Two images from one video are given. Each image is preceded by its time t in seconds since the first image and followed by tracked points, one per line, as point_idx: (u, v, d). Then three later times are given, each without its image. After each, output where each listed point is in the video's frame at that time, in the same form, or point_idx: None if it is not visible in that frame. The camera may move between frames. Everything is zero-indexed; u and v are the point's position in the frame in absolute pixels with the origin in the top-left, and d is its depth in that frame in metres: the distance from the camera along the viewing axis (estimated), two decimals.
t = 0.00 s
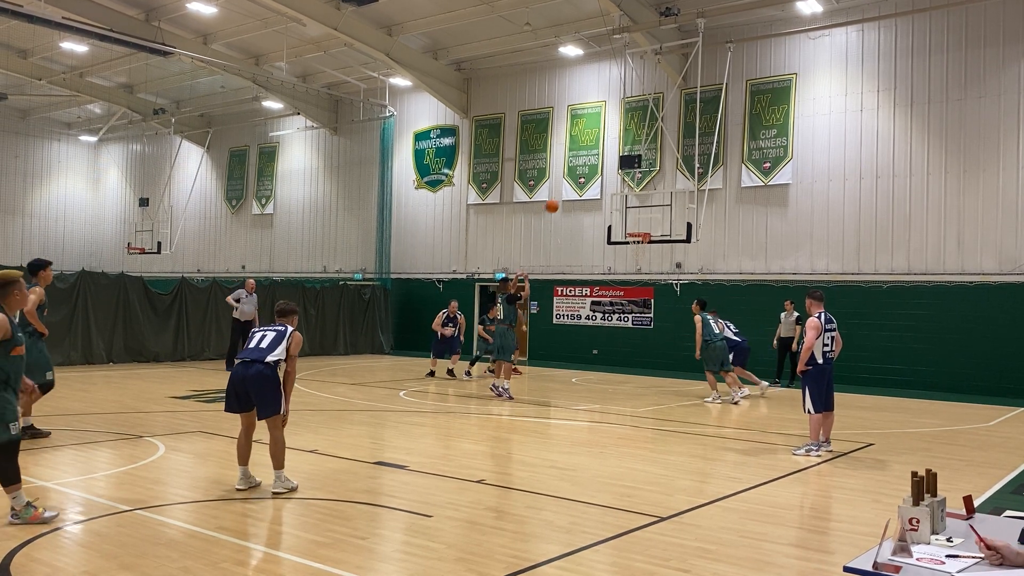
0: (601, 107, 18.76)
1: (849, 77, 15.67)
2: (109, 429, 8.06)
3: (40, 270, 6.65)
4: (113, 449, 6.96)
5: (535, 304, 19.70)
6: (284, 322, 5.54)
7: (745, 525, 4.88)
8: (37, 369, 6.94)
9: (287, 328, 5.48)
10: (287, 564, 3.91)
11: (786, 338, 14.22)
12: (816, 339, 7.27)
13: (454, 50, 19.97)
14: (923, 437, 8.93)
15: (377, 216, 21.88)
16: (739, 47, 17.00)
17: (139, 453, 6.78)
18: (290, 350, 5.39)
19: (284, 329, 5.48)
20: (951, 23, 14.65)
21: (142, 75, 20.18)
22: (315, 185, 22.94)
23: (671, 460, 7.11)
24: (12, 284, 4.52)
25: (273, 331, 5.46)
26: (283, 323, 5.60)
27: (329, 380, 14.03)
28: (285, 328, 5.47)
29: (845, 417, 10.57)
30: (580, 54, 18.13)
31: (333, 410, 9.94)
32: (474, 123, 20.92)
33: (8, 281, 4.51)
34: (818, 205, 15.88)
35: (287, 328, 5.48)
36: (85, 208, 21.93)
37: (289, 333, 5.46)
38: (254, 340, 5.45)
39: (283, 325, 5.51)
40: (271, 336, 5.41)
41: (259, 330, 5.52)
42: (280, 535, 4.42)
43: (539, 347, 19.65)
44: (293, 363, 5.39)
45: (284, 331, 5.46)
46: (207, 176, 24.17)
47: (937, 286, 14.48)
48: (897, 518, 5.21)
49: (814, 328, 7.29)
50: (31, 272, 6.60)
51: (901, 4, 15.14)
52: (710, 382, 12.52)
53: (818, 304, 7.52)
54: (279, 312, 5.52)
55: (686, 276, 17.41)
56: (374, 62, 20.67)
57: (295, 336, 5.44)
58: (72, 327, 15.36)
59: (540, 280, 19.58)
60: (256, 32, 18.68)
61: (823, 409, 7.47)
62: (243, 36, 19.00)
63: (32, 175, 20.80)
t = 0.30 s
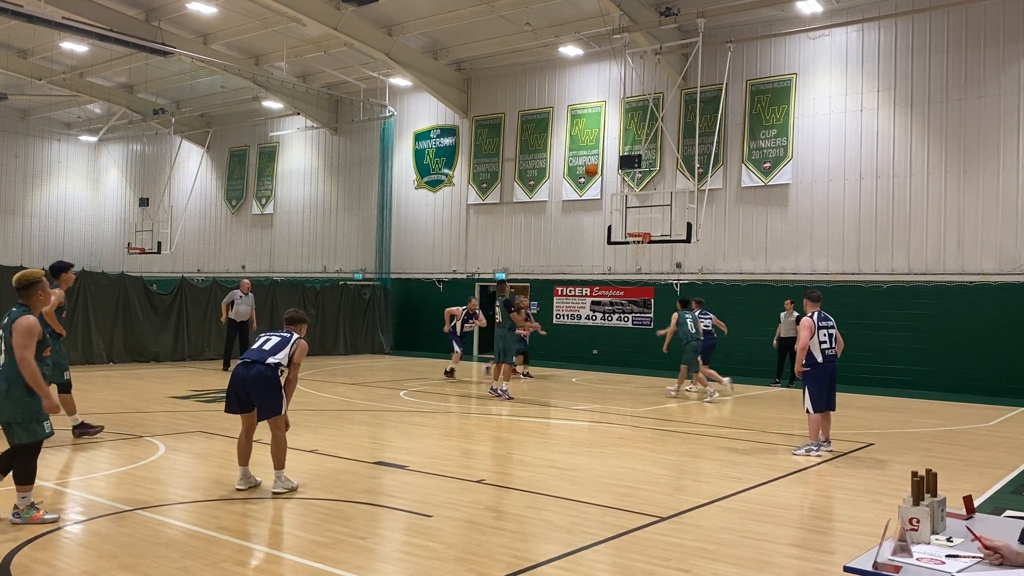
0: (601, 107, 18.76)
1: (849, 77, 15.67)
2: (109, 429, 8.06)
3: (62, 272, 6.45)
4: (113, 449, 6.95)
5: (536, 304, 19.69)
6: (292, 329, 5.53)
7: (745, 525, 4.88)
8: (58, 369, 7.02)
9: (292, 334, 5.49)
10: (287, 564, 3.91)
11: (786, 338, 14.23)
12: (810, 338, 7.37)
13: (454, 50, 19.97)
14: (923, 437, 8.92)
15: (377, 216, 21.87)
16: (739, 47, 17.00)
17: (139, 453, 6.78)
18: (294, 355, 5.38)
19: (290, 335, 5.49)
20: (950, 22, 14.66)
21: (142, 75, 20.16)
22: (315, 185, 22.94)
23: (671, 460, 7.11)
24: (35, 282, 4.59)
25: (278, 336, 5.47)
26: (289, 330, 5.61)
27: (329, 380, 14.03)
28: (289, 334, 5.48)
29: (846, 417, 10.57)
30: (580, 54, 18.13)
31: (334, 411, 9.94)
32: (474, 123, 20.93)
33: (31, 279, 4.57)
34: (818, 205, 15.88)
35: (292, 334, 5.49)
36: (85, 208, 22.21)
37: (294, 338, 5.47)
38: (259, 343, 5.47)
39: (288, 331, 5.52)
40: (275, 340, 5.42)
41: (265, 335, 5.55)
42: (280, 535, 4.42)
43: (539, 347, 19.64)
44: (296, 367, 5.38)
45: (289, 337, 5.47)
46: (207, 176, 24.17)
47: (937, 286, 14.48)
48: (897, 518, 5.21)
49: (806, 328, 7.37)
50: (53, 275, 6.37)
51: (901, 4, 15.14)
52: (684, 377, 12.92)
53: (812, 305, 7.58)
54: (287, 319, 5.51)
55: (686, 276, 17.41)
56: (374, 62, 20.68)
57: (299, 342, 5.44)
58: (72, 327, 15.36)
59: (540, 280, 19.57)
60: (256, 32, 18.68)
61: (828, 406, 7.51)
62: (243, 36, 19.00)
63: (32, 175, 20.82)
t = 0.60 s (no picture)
0: (601, 107, 18.76)
1: (849, 77, 15.67)
2: (109, 429, 8.07)
3: (86, 273, 6.74)
4: (114, 449, 6.96)
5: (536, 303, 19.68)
6: (295, 333, 5.54)
7: (745, 525, 4.89)
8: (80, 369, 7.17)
9: (296, 337, 5.49)
10: (287, 563, 3.92)
11: (786, 338, 14.24)
12: (807, 340, 7.47)
13: (454, 50, 19.97)
14: (924, 436, 8.92)
15: (377, 216, 21.87)
16: (739, 47, 17.00)
17: (139, 453, 6.78)
18: (296, 357, 5.38)
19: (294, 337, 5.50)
20: (950, 22, 14.66)
21: (142, 75, 20.15)
22: (315, 185, 22.96)
23: (671, 460, 7.12)
24: (44, 280, 4.60)
25: (282, 338, 5.48)
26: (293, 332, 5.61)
27: (329, 380, 14.04)
28: (293, 336, 5.49)
29: (845, 417, 10.57)
30: (580, 54, 18.14)
31: (334, 410, 9.95)
32: (474, 123, 20.93)
33: (39, 277, 4.59)
34: (818, 205, 15.88)
35: (296, 337, 5.49)
36: (85, 209, 21.99)
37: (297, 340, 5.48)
38: (262, 344, 5.47)
39: (293, 334, 5.53)
40: (278, 342, 5.42)
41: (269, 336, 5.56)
42: (280, 534, 4.43)
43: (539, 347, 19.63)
44: (298, 369, 5.38)
45: (292, 339, 5.47)
46: (207, 176, 24.18)
47: (937, 286, 14.49)
48: (897, 518, 5.21)
49: (805, 329, 7.46)
50: (78, 275, 6.70)
51: (901, 4, 15.15)
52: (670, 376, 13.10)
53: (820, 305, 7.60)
54: (291, 323, 5.53)
55: (686, 276, 17.42)
56: (374, 62, 20.69)
57: (302, 344, 5.45)
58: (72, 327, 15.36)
59: (540, 280, 19.56)
60: (256, 32, 18.69)
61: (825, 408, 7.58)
62: (243, 36, 19.01)
63: (33, 175, 20.84)
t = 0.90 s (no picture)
0: (601, 107, 18.77)
1: (849, 77, 15.67)
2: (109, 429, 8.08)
3: (107, 273, 7.28)
4: (114, 449, 6.97)
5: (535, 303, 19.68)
6: (296, 334, 5.55)
7: (745, 526, 4.89)
8: (95, 367, 7.47)
9: (297, 338, 5.50)
10: (287, 563, 3.92)
11: (786, 338, 14.23)
12: (806, 338, 7.61)
13: (454, 50, 19.97)
14: (924, 437, 8.92)
15: (377, 215, 21.86)
16: (739, 47, 17.00)
17: (139, 453, 6.79)
18: (296, 357, 5.39)
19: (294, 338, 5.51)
20: (950, 22, 14.66)
21: (141, 75, 20.03)
22: (315, 185, 22.97)
23: (671, 460, 7.12)
24: (47, 282, 4.63)
25: (282, 338, 5.48)
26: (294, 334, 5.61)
27: (329, 380, 14.05)
28: (293, 338, 5.49)
29: (846, 417, 10.57)
30: (580, 53, 18.13)
31: (334, 411, 9.96)
32: (474, 123, 20.94)
33: (43, 279, 4.61)
34: (819, 205, 15.88)
35: (296, 338, 5.50)
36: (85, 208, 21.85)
37: (298, 341, 5.48)
38: (263, 344, 5.47)
39: (293, 335, 5.53)
40: (278, 342, 5.42)
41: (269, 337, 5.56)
42: (280, 535, 4.43)
43: (538, 347, 19.63)
44: (298, 370, 5.39)
45: (293, 340, 5.48)
46: (207, 176, 24.20)
47: (937, 286, 14.48)
48: (897, 518, 5.22)
49: (802, 327, 7.63)
50: (100, 275, 7.24)
51: (902, 4, 15.14)
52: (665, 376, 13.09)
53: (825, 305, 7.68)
54: (292, 324, 5.53)
55: (686, 276, 17.41)
56: (374, 62, 20.69)
57: (303, 345, 5.45)
58: (73, 326, 15.37)
59: (540, 280, 19.55)
60: (255, 32, 18.69)
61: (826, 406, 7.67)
62: (243, 36, 19.00)
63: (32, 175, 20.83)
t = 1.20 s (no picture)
0: (601, 107, 18.77)
1: (849, 77, 15.67)
2: (109, 429, 8.08)
3: (130, 275, 7.52)
4: (114, 449, 6.97)
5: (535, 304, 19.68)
6: (295, 334, 5.55)
7: (745, 525, 4.89)
8: (118, 368, 7.55)
9: (296, 338, 5.49)
10: (287, 563, 3.92)
11: (786, 338, 14.23)
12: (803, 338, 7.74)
13: (454, 50, 19.97)
14: (924, 437, 8.92)
15: (377, 215, 21.85)
16: (739, 47, 16.99)
17: (139, 453, 6.79)
18: (295, 357, 5.38)
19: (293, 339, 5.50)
20: (951, 22, 14.66)
21: (142, 75, 19.95)
22: (315, 185, 22.98)
23: (670, 460, 7.12)
24: (37, 283, 4.61)
25: (281, 339, 5.48)
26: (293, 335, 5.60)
27: (329, 380, 14.04)
28: (293, 338, 5.49)
29: (846, 417, 10.57)
30: (580, 53, 18.14)
31: (333, 411, 9.96)
32: (474, 123, 20.94)
33: (32, 280, 4.60)
34: (819, 205, 15.88)
35: (295, 339, 5.49)
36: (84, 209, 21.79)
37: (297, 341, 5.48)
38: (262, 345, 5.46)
39: (292, 335, 5.52)
40: (277, 342, 5.42)
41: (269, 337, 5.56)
42: (280, 535, 4.43)
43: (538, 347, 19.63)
44: (297, 370, 5.38)
45: (292, 341, 5.47)
46: (207, 176, 24.21)
47: (937, 286, 14.49)
48: (897, 518, 5.22)
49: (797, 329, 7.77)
50: (124, 278, 7.48)
51: (901, 4, 15.14)
52: (667, 376, 13.05)
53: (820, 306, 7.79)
54: (291, 324, 5.53)
55: (686, 276, 17.41)
56: (374, 62, 20.69)
57: (301, 345, 5.45)
58: (73, 326, 15.37)
59: (540, 280, 19.55)
60: (256, 32, 18.69)
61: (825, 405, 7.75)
62: (244, 36, 19.00)
63: (33, 176, 20.81)
